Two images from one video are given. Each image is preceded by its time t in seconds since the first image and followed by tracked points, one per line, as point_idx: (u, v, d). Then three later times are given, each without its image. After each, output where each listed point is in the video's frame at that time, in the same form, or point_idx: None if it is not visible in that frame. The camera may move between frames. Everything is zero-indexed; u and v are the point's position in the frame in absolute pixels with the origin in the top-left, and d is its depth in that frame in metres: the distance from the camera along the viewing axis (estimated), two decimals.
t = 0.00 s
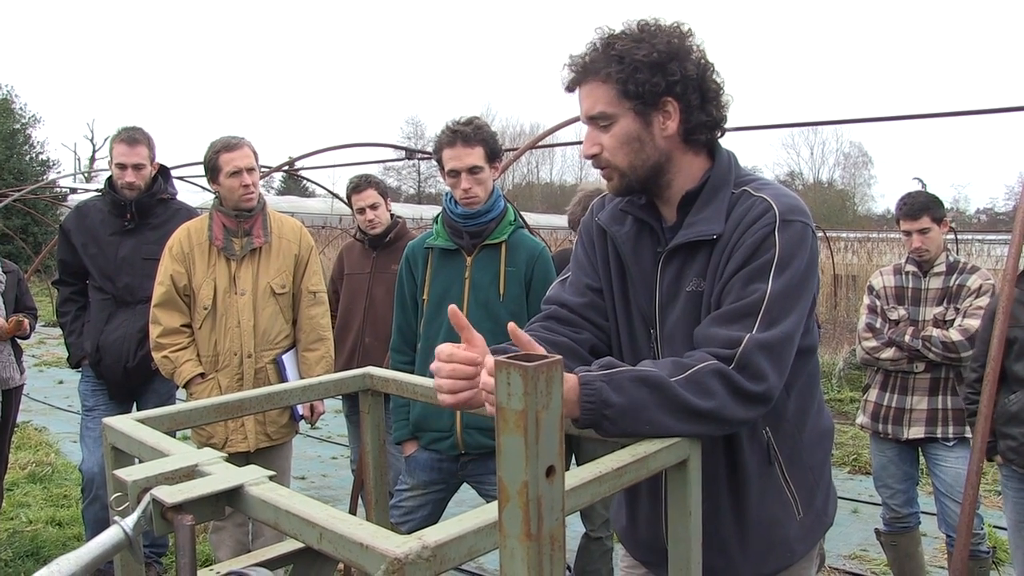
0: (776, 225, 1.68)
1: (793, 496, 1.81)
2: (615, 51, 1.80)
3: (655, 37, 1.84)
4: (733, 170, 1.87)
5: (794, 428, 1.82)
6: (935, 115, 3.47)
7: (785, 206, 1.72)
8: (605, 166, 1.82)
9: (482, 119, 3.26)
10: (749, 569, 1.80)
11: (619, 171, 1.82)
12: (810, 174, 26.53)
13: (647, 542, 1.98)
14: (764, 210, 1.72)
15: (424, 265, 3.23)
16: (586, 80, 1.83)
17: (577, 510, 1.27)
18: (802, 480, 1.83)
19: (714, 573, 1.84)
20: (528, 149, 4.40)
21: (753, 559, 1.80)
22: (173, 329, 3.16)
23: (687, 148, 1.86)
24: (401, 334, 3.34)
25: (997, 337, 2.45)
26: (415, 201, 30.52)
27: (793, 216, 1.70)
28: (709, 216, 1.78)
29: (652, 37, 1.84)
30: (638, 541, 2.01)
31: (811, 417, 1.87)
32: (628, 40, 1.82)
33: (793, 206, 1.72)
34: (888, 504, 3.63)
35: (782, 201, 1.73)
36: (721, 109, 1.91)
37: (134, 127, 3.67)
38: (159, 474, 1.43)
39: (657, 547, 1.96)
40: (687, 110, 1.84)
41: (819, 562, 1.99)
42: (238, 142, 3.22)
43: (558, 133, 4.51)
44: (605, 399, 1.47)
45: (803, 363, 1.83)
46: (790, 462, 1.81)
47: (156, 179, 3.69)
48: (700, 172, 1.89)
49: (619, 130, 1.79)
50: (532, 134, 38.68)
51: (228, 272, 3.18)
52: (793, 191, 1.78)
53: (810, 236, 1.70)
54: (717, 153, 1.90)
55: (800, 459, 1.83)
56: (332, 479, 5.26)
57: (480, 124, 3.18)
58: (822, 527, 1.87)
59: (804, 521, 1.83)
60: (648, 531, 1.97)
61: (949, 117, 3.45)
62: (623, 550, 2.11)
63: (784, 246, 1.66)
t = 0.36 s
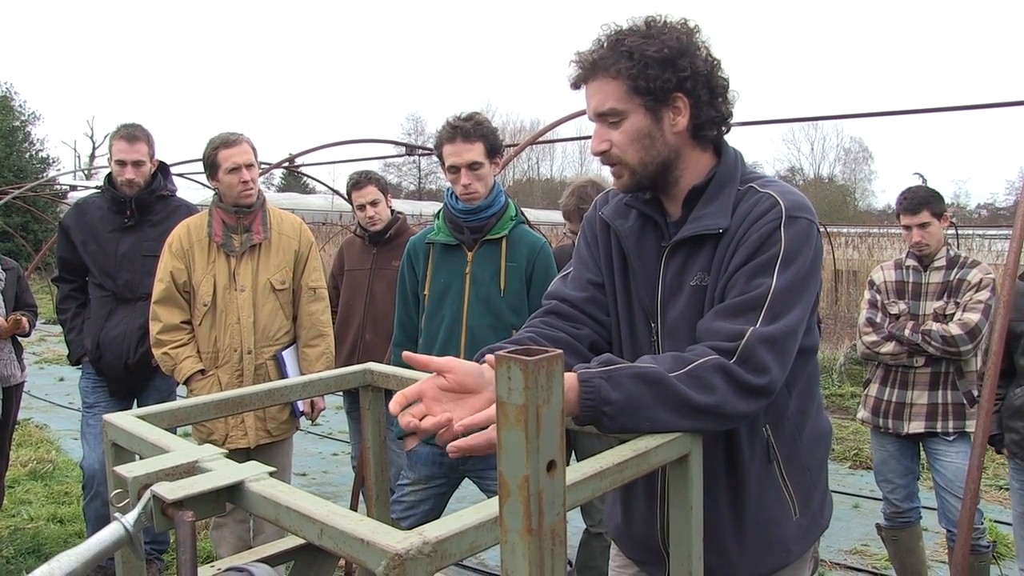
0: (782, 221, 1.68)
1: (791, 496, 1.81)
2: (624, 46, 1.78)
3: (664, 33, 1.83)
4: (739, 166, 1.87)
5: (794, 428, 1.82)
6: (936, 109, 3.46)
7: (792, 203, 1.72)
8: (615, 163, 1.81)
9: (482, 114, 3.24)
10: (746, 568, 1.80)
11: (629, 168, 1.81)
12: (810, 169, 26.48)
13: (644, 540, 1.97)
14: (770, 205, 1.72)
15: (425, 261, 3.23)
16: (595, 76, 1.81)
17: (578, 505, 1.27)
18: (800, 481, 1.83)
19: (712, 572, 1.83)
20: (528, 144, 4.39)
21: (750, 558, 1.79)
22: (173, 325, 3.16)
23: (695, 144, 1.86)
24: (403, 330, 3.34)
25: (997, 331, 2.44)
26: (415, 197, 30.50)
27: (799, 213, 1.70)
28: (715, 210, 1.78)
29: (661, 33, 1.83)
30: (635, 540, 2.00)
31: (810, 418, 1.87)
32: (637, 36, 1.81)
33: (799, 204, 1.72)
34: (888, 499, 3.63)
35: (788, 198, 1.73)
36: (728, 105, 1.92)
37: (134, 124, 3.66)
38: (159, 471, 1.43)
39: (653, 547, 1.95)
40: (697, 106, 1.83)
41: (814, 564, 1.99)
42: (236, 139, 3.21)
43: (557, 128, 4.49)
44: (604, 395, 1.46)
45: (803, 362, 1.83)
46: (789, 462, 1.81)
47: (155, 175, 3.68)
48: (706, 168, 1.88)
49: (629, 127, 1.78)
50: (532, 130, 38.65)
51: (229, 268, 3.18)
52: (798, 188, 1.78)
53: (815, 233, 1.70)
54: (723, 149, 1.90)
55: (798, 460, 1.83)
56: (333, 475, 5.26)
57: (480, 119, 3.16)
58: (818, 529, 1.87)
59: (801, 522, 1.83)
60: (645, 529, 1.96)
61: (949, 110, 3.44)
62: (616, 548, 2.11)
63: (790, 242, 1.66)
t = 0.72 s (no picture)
0: (784, 221, 1.68)
1: (792, 496, 1.80)
2: (627, 44, 1.79)
3: (666, 31, 1.83)
4: (740, 166, 1.86)
5: (795, 428, 1.82)
6: (936, 107, 3.45)
7: (793, 203, 1.71)
8: (615, 160, 1.81)
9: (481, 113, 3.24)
10: (747, 568, 1.80)
11: (630, 165, 1.81)
12: (810, 168, 26.48)
13: (644, 540, 1.97)
14: (772, 206, 1.72)
15: (424, 261, 3.23)
16: (597, 73, 1.81)
17: (578, 505, 1.27)
18: (801, 481, 1.82)
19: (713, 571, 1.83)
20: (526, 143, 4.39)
21: (750, 558, 1.79)
22: (171, 325, 3.15)
23: (696, 143, 1.86)
24: (402, 329, 3.33)
25: (997, 330, 2.44)
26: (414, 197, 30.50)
27: (801, 212, 1.70)
28: (716, 210, 1.78)
29: (663, 31, 1.83)
30: (635, 540, 2.00)
31: (810, 418, 1.87)
32: (639, 34, 1.81)
33: (801, 204, 1.72)
34: (888, 498, 3.62)
35: (790, 198, 1.72)
36: (730, 104, 1.92)
37: (133, 125, 3.66)
38: (157, 472, 1.42)
39: (653, 547, 1.95)
40: (698, 103, 1.83)
41: (815, 564, 1.98)
42: (236, 139, 3.21)
43: (555, 127, 4.49)
44: (600, 390, 1.47)
45: (803, 363, 1.82)
46: (790, 462, 1.81)
47: (155, 176, 3.68)
48: (707, 168, 1.88)
49: (630, 124, 1.78)
50: (531, 129, 38.63)
51: (227, 268, 3.17)
52: (800, 188, 1.78)
53: (817, 233, 1.70)
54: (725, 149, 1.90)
55: (799, 459, 1.82)
56: (333, 476, 5.26)
57: (479, 118, 3.16)
58: (819, 529, 1.86)
59: (801, 522, 1.82)
60: (644, 529, 1.96)
61: (948, 108, 3.44)
62: (616, 548, 2.11)
63: (792, 242, 1.66)
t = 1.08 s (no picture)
0: (782, 223, 1.68)
1: (792, 499, 1.81)
2: (622, 46, 1.80)
3: (661, 32, 1.85)
4: (739, 168, 1.86)
5: (795, 431, 1.82)
6: (935, 111, 3.45)
7: (791, 205, 1.71)
8: (614, 162, 1.81)
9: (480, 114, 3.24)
10: (746, 571, 1.79)
11: (629, 167, 1.81)
12: (809, 171, 26.50)
13: (642, 543, 1.97)
14: (769, 207, 1.72)
15: (422, 262, 3.23)
16: (595, 76, 1.82)
17: (574, 506, 1.27)
18: (801, 485, 1.82)
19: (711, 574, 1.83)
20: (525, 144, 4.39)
21: (750, 562, 1.79)
22: (169, 325, 3.15)
23: (695, 144, 1.86)
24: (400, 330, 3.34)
25: (996, 335, 2.44)
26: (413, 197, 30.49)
27: (799, 215, 1.70)
28: (714, 212, 1.78)
29: (658, 32, 1.84)
30: (632, 542, 2.00)
31: (810, 421, 1.87)
32: (634, 37, 1.83)
33: (799, 206, 1.72)
34: (885, 501, 3.63)
35: (788, 200, 1.73)
36: (728, 104, 1.91)
37: (133, 124, 3.66)
38: (154, 471, 1.42)
39: (652, 550, 1.95)
40: (696, 103, 1.83)
41: (813, 567, 1.98)
42: (235, 139, 3.21)
43: (555, 129, 4.49)
44: (596, 391, 1.47)
45: (803, 366, 1.83)
46: (790, 466, 1.81)
47: (154, 175, 3.68)
48: (706, 170, 1.88)
49: (628, 125, 1.78)
50: (530, 131, 38.64)
51: (225, 269, 3.17)
52: (798, 191, 1.78)
53: (814, 236, 1.70)
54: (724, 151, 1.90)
55: (798, 463, 1.82)
56: (330, 476, 5.26)
57: (478, 120, 3.16)
58: (818, 533, 1.86)
59: (801, 526, 1.82)
60: (643, 532, 1.96)
61: (948, 112, 3.44)
62: (614, 550, 2.11)
63: (789, 244, 1.66)
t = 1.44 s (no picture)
0: (790, 222, 1.68)
1: (798, 500, 1.80)
2: (629, 46, 1.80)
3: (668, 32, 1.84)
4: (747, 168, 1.86)
5: (802, 431, 1.82)
6: (938, 108, 3.44)
7: (800, 204, 1.71)
8: (619, 162, 1.81)
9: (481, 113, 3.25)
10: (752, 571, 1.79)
11: (634, 167, 1.81)
12: (810, 169, 26.48)
13: (647, 543, 1.96)
14: (778, 206, 1.72)
15: (423, 262, 3.23)
16: (601, 76, 1.82)
17: (578, 505, 1.27)
18: (807, 486, 1.82)
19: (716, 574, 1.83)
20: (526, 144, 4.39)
21: (756, 562, 1.78)
22: (172, 326, 3.15)
23: (701, 145, 1.86)
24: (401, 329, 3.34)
25: (998, 334, 2.44)
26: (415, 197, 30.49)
27: (807, 214, 1.70)
28: (722, 211, 1.77)
29: (665, 32, 1.84)
30: (637, 543, 2.00)
31: (817, 422, 1.87)
32: (641, 37, 1.82)
33: (808, 206, 1.71)
34: (889, 499, 3.62)
35: (797, 199, 1.72)
36: (735, 105, 1.91)
37: (134, 125, 3.66)
38: (157, 472, 1.42)
39: (657, 550, 1.95)
40: (702, 104, 1.83)
41: (819, 568, 1.98)
42: (235, 139, 3.21)
43: (556, 128, 4.49)
44: (597, 389, 1.47)
45: (809, 367, 1.83)
46: (796, 466, 1.81)
47: (156, 176, 3.68)
48: (712, 170, 1.88)
49: (634, 125, 1.78)
50: (531, 130, 38.63)
51: (227, 269, 3.17)
52: (807, 190, 1.78)
53: (823, 236, 1.70)
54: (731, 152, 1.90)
55: (805, 464, 1.82)
56: (332, 476, 5.26)
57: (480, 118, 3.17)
58: (824, 535, 1.86)
59: (807, 527, 1.82)
60: (648, 532, 1.96)
61: (951, 109, 3.43)
62: (618, 551, 2.11)
63: (797, 243, 1.66)
